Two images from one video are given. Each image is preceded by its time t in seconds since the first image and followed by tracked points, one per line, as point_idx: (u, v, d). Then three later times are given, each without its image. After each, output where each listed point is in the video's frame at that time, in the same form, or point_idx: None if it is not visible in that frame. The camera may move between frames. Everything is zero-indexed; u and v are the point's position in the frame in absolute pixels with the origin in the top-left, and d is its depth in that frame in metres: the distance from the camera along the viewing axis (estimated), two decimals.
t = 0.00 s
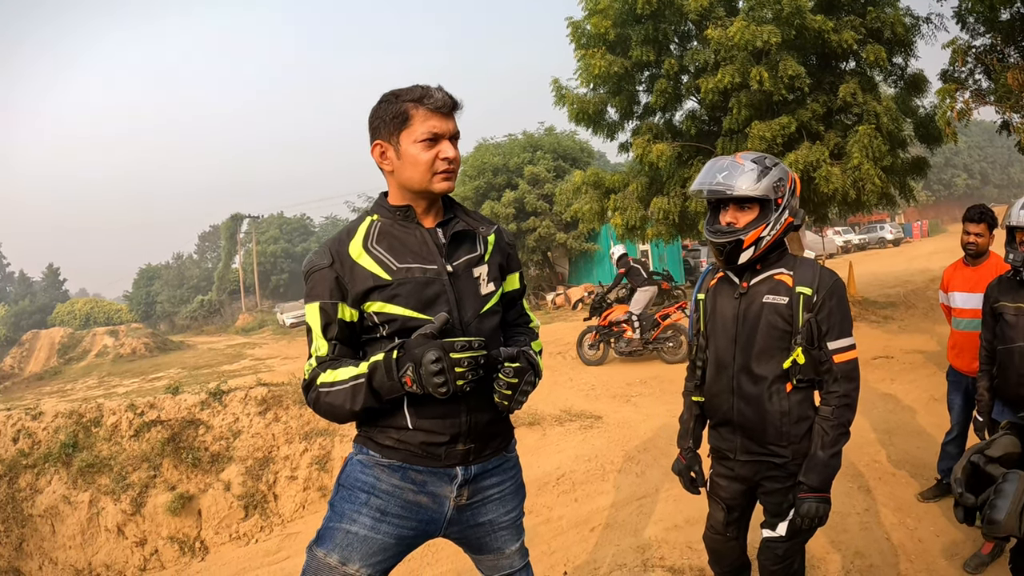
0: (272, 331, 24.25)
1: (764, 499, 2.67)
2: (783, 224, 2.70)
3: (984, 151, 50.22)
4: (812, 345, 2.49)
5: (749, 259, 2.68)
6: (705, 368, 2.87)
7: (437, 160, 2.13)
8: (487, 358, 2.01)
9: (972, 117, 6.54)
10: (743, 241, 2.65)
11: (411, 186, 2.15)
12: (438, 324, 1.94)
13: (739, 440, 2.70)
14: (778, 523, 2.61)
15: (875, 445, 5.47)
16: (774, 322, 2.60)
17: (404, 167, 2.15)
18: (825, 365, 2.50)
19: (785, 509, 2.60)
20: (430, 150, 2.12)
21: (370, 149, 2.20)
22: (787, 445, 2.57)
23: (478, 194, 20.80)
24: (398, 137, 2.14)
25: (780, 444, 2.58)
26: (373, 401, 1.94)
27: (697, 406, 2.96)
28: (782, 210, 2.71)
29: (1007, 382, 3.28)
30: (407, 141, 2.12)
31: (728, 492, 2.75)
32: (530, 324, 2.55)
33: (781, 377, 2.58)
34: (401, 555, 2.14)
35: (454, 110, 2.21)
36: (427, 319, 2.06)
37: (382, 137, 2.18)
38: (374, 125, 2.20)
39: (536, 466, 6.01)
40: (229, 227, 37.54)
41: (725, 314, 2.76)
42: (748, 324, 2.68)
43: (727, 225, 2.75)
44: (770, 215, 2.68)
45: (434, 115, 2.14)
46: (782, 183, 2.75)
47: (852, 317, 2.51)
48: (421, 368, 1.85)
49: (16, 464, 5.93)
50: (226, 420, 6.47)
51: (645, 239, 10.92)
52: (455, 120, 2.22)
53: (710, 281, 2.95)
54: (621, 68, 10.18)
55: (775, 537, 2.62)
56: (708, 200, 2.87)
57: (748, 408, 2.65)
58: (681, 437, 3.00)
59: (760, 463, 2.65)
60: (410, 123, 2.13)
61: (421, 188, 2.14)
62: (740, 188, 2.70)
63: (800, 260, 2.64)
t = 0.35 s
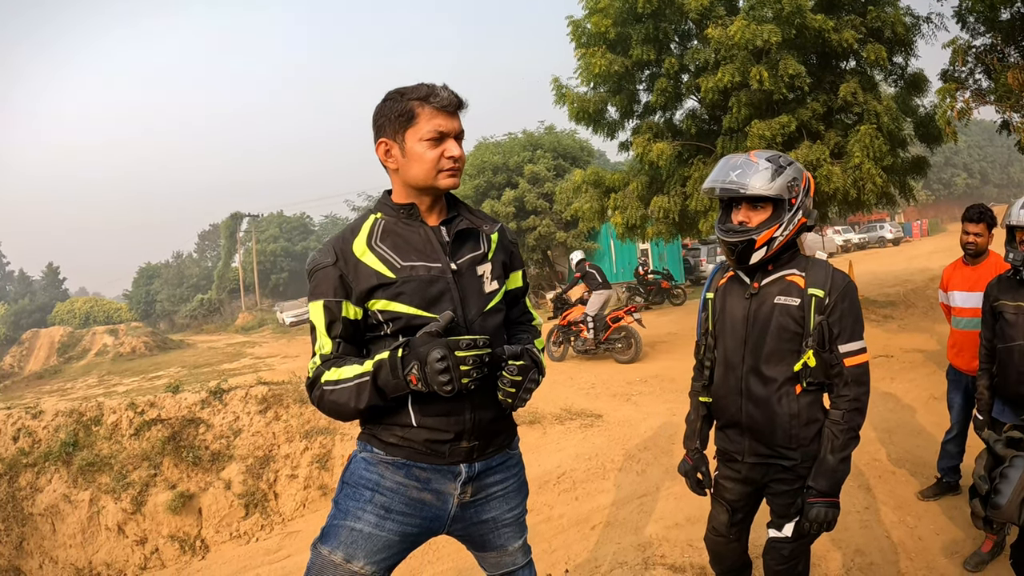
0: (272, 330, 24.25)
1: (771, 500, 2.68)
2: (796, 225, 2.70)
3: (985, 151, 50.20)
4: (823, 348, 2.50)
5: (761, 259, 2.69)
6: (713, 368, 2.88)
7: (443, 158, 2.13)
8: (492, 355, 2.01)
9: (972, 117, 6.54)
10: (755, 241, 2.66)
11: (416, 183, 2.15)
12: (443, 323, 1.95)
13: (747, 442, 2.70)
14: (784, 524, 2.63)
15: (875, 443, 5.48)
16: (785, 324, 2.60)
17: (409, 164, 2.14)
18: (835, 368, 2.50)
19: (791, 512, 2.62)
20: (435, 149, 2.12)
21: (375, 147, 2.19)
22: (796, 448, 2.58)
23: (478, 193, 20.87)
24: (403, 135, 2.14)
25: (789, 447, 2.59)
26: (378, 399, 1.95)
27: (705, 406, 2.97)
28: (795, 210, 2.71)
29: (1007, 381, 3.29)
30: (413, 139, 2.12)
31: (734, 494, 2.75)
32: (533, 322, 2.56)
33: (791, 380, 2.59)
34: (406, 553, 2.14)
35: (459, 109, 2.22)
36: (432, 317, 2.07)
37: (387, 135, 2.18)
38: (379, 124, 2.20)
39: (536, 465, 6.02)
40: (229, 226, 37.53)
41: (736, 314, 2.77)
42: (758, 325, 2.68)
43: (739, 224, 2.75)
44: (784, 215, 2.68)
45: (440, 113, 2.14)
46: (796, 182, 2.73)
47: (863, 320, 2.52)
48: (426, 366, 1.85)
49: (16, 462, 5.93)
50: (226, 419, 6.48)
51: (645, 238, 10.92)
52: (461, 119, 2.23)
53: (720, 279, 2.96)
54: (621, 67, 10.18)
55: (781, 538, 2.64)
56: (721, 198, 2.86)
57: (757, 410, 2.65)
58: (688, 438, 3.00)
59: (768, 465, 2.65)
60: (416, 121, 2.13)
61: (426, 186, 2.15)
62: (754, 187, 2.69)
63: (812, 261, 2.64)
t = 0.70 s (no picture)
0: (272, 329, 24.24)
1: (774, 501, 2.68)
2: (802, 224, 2.69)
3: (985, 150, 50.21)
4: (829, 349, 2.49)
5: (766, 260, 2.68)
6: (716, 368, 2.87)
7: (445, 152, 2.13)
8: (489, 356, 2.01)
9: (972, 116, 6.53)
10: (761, 241, 2.65)
11: (418, 179, 2.14)
12: (440, 323, 1.94)
13: (750, 443, 2.70)
14: (786, 525, 2.63)
15: (875, 443, 5.48)
16: (790, 325, 2.60)
17: (410, 160, 2.13)
18: (841, 370, 2.51)
19: (795, 513, 2.62)
20: (437, 142, 2.12)
21: (375, 144, 2.18)
22: (800, 449, 2.58)
23: (477, 192, 20.87)
24: (404, 131, 2.14)
25: (793, 448, 2.58)
26: (375, 400, 1.94)
27: (706, 407, 2.96)
28: (802, 210, 2.70)
29: (1006, 381, 3.29)
30: (414, 134, 2.12)
31: (736, 495, 2.74)
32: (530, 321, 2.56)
33: (795, 381, 2.59)
34: (403, 553, 2.14)
35: (458, 104, 2.23)
36: (428, 317, 2.06)
37: (387, 132, 2.17)
38: (378, 121, 2.19)
39: (536, 464, 6.02)
40: (229, 225, 37.49)
41: (740, 314, 2.76)
42: (763, 325, 2.68)
43: (745, 223, 2.74)
44: (791, 215, 2.67)
45: (440, 108, 2.15)
46: (802, 182, 2.73)
47: (867, 321, 2.51)
48: (423, 367, 1.85)
49: (16, 462, 5.93)
50: (226, 418, 6.47)
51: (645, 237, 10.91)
52: (459, 114, 2.23)
53: (722, 279, 2.95)
54: (620, 66, 10.17)
55: (782, 539, 2.64)
56: (726, 197, 2.86)
57: (760, 411, 2.65)
58: (688, 439, 3.00)
59: (770, 466, 2.65)
60: (416, 116, 2.13)
61: (428, 180, 2.13)
62: (761, 187, 2.68)
63: (818, 262, 2.64)
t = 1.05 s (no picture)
0: (272, 328, 24.24)
1: (775, 501, 2.68)
2: (804, 224, 2.70)
3: (984, 149, 50.26)
4: (831, 348, 2.49)
5: (768, 259, 2.68)
6: (717, 367, 2.87)
7: (446, 153, 2.13)
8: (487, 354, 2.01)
9: (971, 115, 6.54)
10: (763, 240, 2.65)
11: (418, 178, 2.14)
12: (439, 322, 1.94)
13: (751, 443, 2.70)
14: (787, 524, 2.63)
15: (874, 442, 5.48)
16: (791, 324, 2.60)
17: (411, 160, 2.13)
18: (843, 369, 2.50)
19: (796, 512, 2.62)
20: (439, 143, 2.12)
21: (375, 143, 2.17)
22: (802, 449, 2.58)
23: (477, 191, 20.88)
24: (405, 131, 2.13)
25: (795, 448, 2.59)
26: (374, 399, 1.94)
27: (706, 406, 2.96)
28: (805, 209, 2.70)
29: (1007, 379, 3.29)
30: (415, 134, 2.11)
31: (736, 494, 2.74)
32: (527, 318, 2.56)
33: (797, 380, 2.58)
34: (401, 552, 2.14)
35: (459, 105, 2.23)
36: (427, 316, 2.06)
37: (387, 131, 2.16)
38: (378, 120, 2.18)
39: (535, 463, 6.01)
40: (228, 224, 37.47)
41: (741, 313, 2.76)
42: (764, 324, 2.68)
43: (747, 222, 2.74)
44: (793, 214, 2.67)
45: (442, 109, 2.15)
46: (805, 181, 2.73)
47: (869, 320, 2.51)
48: (422, 366, 1.84)
49: (15, 462, 5.92)
50: (225, 418, 6.47)
51: (644, 237, 10.91)
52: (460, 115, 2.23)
53: (723, 277, 2.95)
54: (620, 66, 10.17)
55: (783, 538, 2.64)
56: (727, 196, 2.85)
57: (761, 411, 2.65)
58: (688, 439, 3.00)
59: (771, 465, 2.65)
60: (418, 117, 2.12)
61: (428, 180, 2.13)
62: (763, 185, 2.68)
63: (819, 261, 2.64)
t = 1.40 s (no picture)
0: (272, 328, 24.24)
1: (774, 500, 2.69)
2: (803, 224, 2.70)
3: (984, 149, 50.28)
4: (830, 350, 2.50)
5: (768, 259, 2.69)
6: (716, 368, 2.88)
7: (448, 155, 2.14)
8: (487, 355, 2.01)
9: (971, 115, 6.54)
10: (762, 241, 2.66)
11: (420, 180, 2.14)
12: (439, 323, 1.94)
13: (750, 443, 2.71)
14: (786, 524, 2.64)
15: (873, 442, 5.49)
16: (791, 325, 2.61)
17: (412, 162, 2.14)
18: (842, 370, 2.51)
19: (795, 512, 2.63)
20: (441, 145, 2.12)
21: (377, 144, 2.17)
22: (801, 449, 2.58)
23: (477, 190, 20.88)
24: (407, 132, 2.13)
25: (794, 448, 2.59)
26: (374, 399, 1.94)
27: (705, 406, 2.96)
28: (804, 210, 2.71)
29: (1005, 380, 3.30)
30: (417, 136, 2.12)
31: (735, 494, 2.75)
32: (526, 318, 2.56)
33: (796, 381, 2.59)
34: (401, 551, 2.14)
35: (460, 108, 2.24)
36: (426, 316, 2.06)
37: (389, 132, 2.16)
38: (380, 121, 2.18)
39: (535, 463, 6.02)
40: (228, 224, 37.42)
41: (740, 314, 2.77)
42: (764, 325, 2.69)
43: (746, 223, 2.74)
44: (792, 215, 2.68)
45: (444, 111, 2.15)
46: (804, 182, 2.74)
47: (869, 321, 2.52)
48: (422, 366, 1.85)
49: (15, 461, 5.93)
50: (225, 417, 6.47)
51: (644, 236, 10.92)
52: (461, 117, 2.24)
53: (722, 278, 2.96)
54: (620, 65, 10.17)
55: (782, 538, 2.65)
56: (726, 197, 2.86)
57: (761, 412, 2.65)
58: (688, 438, 3.00)
59: (770, 465, 2.66)
60: (420, 119, 2.12)
61: (430, 181, 2.14)
62: (762, 186, 2.69)
63: (819, 262, 2.65)
